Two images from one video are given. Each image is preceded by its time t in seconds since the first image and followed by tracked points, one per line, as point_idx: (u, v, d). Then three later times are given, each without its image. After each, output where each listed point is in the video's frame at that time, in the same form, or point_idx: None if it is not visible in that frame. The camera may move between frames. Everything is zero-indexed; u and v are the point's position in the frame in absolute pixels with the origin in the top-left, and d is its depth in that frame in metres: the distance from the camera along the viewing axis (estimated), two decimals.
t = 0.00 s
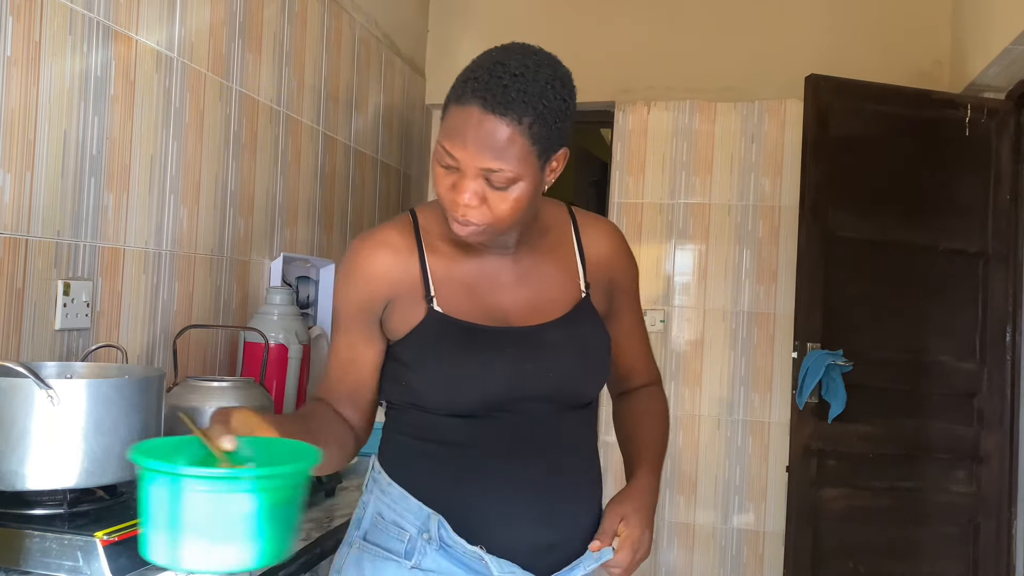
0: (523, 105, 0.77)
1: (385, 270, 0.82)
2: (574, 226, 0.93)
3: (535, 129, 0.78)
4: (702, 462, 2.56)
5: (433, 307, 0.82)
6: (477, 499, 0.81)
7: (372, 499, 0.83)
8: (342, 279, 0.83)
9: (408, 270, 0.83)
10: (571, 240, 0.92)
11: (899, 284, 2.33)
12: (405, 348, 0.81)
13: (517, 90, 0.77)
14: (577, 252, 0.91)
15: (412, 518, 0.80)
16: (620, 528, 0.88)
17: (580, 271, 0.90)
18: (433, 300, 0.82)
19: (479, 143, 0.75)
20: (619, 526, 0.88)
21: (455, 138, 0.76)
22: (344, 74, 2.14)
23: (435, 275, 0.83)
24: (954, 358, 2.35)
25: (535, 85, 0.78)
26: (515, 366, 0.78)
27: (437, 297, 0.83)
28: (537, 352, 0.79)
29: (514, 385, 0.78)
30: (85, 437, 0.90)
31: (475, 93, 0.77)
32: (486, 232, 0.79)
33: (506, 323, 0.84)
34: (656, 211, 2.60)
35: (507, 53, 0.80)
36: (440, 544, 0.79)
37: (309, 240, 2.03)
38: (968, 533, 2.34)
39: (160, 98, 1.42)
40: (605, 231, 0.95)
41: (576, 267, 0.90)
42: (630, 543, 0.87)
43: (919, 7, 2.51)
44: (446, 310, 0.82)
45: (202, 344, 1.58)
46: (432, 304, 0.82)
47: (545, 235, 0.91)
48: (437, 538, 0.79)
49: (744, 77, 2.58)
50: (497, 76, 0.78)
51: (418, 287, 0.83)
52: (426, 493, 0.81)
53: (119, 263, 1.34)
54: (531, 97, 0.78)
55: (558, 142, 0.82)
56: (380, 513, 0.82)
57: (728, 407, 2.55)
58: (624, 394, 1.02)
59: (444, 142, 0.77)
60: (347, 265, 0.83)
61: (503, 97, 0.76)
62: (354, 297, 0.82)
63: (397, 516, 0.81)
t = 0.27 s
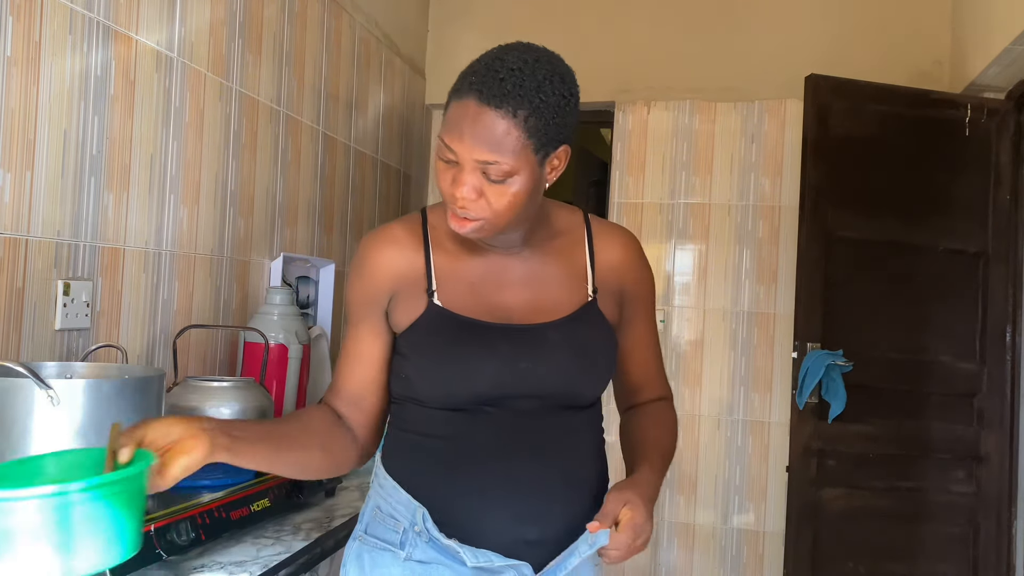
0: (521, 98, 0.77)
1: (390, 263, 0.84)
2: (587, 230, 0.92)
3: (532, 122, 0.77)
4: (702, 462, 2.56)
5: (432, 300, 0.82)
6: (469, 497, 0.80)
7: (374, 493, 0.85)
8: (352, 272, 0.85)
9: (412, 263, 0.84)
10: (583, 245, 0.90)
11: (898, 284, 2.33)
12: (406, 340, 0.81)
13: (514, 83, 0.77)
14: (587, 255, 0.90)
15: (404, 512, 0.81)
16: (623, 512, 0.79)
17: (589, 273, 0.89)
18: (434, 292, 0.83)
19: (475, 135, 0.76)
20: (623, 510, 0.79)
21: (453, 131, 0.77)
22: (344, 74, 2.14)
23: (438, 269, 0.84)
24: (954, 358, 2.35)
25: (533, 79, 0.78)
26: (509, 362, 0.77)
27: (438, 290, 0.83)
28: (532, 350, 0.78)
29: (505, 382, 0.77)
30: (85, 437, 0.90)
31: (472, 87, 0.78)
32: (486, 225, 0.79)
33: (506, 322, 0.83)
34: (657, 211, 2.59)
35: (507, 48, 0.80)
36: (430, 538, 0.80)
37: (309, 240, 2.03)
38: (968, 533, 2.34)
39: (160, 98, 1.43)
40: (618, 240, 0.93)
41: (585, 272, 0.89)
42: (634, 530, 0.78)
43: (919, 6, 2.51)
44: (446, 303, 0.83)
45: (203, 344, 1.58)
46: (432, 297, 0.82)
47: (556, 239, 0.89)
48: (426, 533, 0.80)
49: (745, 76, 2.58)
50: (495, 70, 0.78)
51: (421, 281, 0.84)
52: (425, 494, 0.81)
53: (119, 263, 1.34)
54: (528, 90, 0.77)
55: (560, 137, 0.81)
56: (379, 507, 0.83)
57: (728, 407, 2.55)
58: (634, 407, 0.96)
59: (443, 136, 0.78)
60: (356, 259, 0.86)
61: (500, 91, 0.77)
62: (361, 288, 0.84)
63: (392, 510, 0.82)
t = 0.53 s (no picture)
0: (506, 95, 0.77)
1: (388, 266, 0.84)
2: (584, 230, 0.90)
3: (518, 118, 0.78)
4: (702, 462, 2.56)
5: (427, 302, 0.83)
6: (467, 496, 0.80)
7: (374, 493, 0.85)
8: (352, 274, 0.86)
9: (410, 266, 0.85)
10: (581, 244, 0.90)
11: (898, 284, 2.33)
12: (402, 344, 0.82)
13: (498, 80, 0.77)
14: (584, 253, 0.89)
15: (400, 512, 0.81)
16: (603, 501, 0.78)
17: (586, 273, 0.88)
18: (429, 294, 0.83)
19: (461, 133, 0.76)
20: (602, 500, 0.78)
21: (439, 130, 0.77)
22: (344, 74, 2.13)
23: (434, 270, 0.85)
24: (954, 358, 2.35)
25: (517, 74, 0.78)
26: (501, 363, 0.77)
27: (434, 292, 0.84)
28: (524, 351, 0.78)
29: (497, 384, 0.77)
30: (85, 438, 0.90)
31: (456, 86, 0.78)
32: (476, 223, 0.79)
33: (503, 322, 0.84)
34: (656, 211, 2.59)
35: (489, 46, 0.81)
36: (424, 538, 0.79)
37: (309, 240, 2.02)
38: (969, 534, 2.34)
39: (160, 98, 1.42)
40: (619, 235, 0.92)
41: (582, 271, 0.88)
42: (615, 519, 0.77)
43: (919, 7, 2.51)
44: (441, 305, 0.84)
45: (203, 345, 1.57)
46: (426, 298, 0.83)
47: (553, 238, 0.89)
48: (421, 533, 0.79)
49: (744, 76, 2.58)
50: (479, 67, 0.78)
51: (418, 283, 0.84)
52: (426, 494, 0.81)
53: (119, 263, 1.34)
54: (512, 85, 0.78)
55: (548, 132, 0.81)
56: (378, 507, 0.83)
57: (728, 407, 2.55)
58: (644, 402, 0.94)
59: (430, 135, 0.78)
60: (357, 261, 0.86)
61: (483, 88, 0.77)
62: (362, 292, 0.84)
63: (389, 510, 0.82)
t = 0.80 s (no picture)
0: (503, 102, 0.77)
1: (384, 265, 0.85)
2: (580, 232, 0.90)
3: (516, 124, 0.77)
4: (702, 462, 2.56)
5: (423, 301, 0.83)
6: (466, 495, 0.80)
7: (375, 494, 0.84)
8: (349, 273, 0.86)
9: (406, 265, 0.85)
10: (577, 242, 0.90)
11: (899, 284, 2.33)
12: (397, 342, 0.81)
13: (494, 88, 0.77)
14: (581, 250, 0.89)
15: (400, 512, 0.80)
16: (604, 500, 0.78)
17: (582, 270, 0.88)
18: (425, 294, 0.83)
19: (461, 146, 0.76)
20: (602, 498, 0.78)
21: (439, 143, 0.77)
22: (344, 75, 2.13)
23: (430, 270, 0.84)
24: (954, 358, 2.35)
25: (511, 81, 0.78)
26: (497, 362, 0.77)
27: (430, 291, 0.84)
28: (521, 349, 0.78)
29: (493, 382, 0.77)
30: (85, 437, 0.90)
31: (452, 97, 0.77)
32: (481, 231, 0.80)
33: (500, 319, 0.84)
34: (656, 211, 2.59)
35: (479, 53, 0.80)
36: (425, 539, 0.79)
37: (309, 240, 2.02)
38: (969, 533, 2.34)
39: (160, 98, 1.42)
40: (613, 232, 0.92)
41: (578, 269, 0.88)
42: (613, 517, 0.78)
43: (919, 7, 2.51)
44: (438, 304, 0.83)
45: (203, 345, 1.57)
46: (422, 298, 0.83)
47: (547, 237, 0.89)
48: (421, 533, 0.79)
49: (744, 77, 2.58)
50: (472, 77, 0.78)
51: (413, 282, 0.84)
52: (426, 494, 0.81)
53: (119, 263, 1.34)
54: (507, 92, 0.77)
55: (545, 132, 0.81)
56: (379, 508, 0.83)
57: (728, 407, 2.55)
58: (635, 400, 0.94)
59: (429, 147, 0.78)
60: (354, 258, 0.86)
61: (479, 97, 0.76)
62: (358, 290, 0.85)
63: (390, 511, 0.81)
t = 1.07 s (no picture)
0: (530, 110, 0.75)
1: (385, 262, 0.82)
2: (580, 228, 0.91)
3: (544, 130, 0.77)
4: (702, 462, 2.56)
5: (421, 299, 0.81)
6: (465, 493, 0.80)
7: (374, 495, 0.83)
8: (344, 266, 0.83)
9: (406, 263, 0.83)
10: (576, 244, 0.90)
11: (898, 284, 2.33)
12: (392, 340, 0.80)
13: (522, 96, 0.75)
14: (580, 251, 0.89)
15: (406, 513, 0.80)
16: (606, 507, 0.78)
17: (581, 270, 0.88)
18: (424, 292, 0.81)
19: (498, 160, 0.74)
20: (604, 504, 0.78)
21: (471, 156, 0.74)
22: (344, 75, 2.14)
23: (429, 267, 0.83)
24: (953, 358, 2.35)
25: (534, 86, 0.76)
26: (497, 362, 0.77)
27: (428, 289, 0.82)
28: (521, 349, 0.77)
29: (493, 381, 0.77)
30: (84, 437, 0.90)
31: (480, 108, 0.74)
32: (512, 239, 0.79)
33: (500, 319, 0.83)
34: (656, 211, 2.60)
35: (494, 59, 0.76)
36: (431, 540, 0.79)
37: (309, 240, 2.03)
38: (969, 534, 2.34)
39: (160, 99, 1.43)
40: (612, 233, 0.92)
41: (578, 268, 0.88)
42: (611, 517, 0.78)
43: (919, 6, 2.51)
44: (436, 302, 0.82)
45: (203, 345, 1.58)
46: (421, 296, 0.81)
47: (546, 236, 0.89)
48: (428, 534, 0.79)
49: (744, 76, 2.58)
50: (496, 86, 0.75)
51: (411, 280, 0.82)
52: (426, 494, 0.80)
53: (119, 263, 1.34)
54: (534, 100, 0.76)
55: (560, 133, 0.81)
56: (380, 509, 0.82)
57: (728, 407, 2.55)
58: (629, 403, 0.94)
59: (457, 161, 0.75)
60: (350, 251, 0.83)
61: (507, 106, 0.74)
62: (355, 285, 0.82)
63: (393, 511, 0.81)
